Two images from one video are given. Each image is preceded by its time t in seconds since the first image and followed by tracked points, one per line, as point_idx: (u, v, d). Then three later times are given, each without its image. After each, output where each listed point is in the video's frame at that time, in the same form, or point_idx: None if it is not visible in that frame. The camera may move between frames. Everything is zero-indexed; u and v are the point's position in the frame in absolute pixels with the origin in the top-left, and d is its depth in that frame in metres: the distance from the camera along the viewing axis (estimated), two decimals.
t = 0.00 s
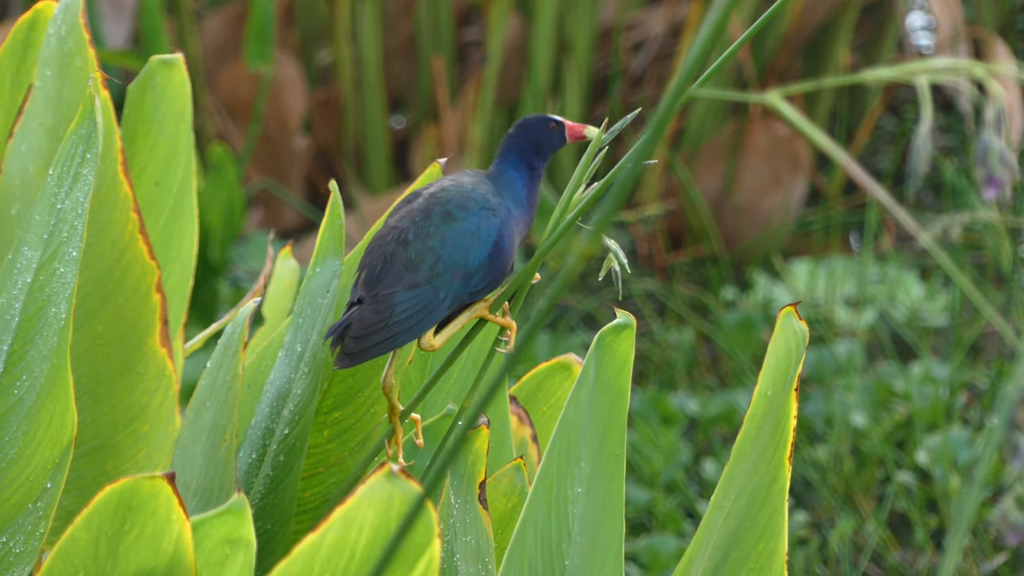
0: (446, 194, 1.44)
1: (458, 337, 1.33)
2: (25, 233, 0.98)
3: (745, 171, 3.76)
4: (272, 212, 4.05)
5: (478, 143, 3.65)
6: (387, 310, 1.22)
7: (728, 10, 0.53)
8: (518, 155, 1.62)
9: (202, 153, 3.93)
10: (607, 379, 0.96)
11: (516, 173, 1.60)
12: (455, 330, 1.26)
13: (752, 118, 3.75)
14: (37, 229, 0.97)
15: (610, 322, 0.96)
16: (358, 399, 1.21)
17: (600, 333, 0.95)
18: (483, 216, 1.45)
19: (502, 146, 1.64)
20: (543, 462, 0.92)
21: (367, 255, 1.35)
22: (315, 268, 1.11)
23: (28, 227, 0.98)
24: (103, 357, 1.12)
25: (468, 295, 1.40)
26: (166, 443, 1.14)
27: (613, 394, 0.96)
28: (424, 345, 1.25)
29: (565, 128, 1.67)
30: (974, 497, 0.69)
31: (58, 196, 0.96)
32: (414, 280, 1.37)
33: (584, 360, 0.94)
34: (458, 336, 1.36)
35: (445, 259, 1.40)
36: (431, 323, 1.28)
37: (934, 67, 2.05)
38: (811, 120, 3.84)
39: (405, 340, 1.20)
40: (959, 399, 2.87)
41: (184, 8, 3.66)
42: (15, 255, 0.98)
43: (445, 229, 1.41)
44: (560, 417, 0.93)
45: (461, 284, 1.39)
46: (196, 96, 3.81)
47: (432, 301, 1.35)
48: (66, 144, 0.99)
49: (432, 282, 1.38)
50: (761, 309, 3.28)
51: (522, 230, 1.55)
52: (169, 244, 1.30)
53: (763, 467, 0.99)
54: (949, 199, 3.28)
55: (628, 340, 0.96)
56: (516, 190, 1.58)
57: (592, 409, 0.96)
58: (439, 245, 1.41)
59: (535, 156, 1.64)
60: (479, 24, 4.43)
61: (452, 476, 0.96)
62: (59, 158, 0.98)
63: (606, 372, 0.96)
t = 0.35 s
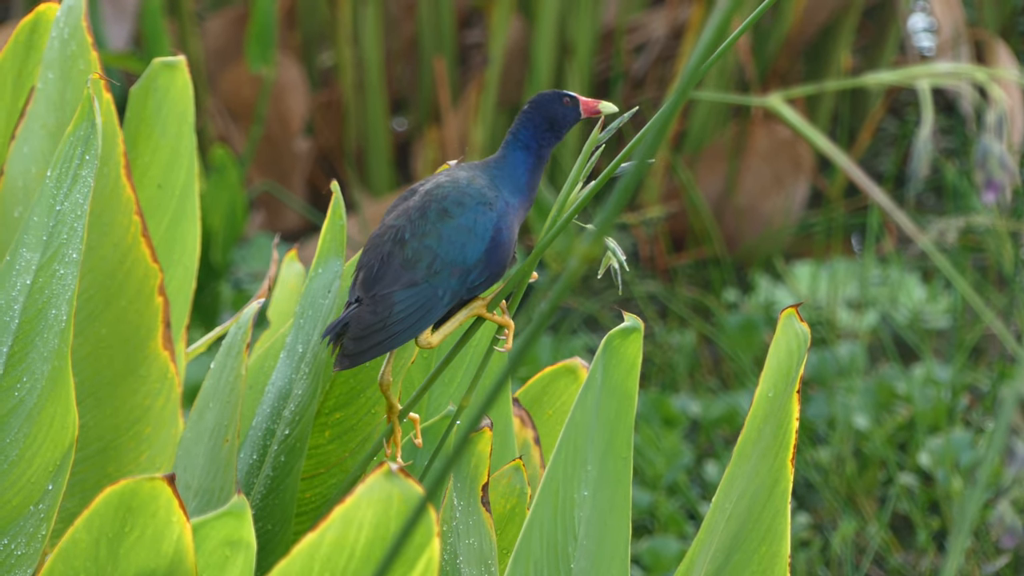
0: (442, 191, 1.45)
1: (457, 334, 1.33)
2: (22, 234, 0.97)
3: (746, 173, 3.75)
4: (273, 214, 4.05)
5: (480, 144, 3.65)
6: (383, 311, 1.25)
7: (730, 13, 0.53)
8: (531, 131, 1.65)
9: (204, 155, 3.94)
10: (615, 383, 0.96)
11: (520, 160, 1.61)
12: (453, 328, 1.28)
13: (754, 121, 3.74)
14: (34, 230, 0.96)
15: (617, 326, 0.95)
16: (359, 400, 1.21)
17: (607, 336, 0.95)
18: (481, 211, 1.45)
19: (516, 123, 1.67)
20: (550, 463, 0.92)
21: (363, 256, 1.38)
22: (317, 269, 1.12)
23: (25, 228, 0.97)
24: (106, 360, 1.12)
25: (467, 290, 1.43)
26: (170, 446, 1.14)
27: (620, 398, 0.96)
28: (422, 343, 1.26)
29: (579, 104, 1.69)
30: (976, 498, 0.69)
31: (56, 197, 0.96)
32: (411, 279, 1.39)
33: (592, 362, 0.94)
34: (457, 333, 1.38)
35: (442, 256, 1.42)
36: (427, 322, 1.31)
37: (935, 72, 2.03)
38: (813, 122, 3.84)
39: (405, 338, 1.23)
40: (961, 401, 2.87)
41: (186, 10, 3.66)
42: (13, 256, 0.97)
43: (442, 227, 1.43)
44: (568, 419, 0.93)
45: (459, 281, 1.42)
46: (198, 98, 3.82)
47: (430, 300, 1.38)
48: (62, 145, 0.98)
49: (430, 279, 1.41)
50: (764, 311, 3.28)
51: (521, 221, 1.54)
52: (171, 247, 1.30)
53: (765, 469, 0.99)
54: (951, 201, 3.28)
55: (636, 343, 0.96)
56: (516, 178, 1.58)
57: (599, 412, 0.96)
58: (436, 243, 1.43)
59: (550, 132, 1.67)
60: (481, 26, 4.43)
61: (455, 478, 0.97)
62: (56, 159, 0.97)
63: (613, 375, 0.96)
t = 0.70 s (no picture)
0: (456, 199, 1.46)
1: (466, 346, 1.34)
2: (39, 242, 0.98)
3: (750, 176, 3.77)
4: (276, 218, 4.05)
5: (482, 148, 3.66)
6: (399, 322, 1.27)
7: (732, 18, 0.53)
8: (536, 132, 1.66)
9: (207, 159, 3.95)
10: (614, 386, 0.96)
11: (528, 162, 1.61)
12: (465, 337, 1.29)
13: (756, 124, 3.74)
14: (51, 236, 0.98)
15: (618, 329, 0.96)
16: (367, 406, 1.23)
17: (607, 340, 0.95)
18: (495, 219, 1.46)
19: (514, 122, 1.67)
20: (552, 466, 0.92)
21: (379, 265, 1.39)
22: (326, 275, 1.13)
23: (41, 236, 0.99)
24: (110, 363, 1.13)
25: (481, 299, 1.44)
26: (173, 450, 1.13)
27: (619, 401, 0.97)
28: (434, 352, 1.27)
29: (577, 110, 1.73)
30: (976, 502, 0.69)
31: (71, 204, 0.98)
32: (425, 288, 1.41)
33: (592, 365, 0.95)
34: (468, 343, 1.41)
35: (456, 266, 1.44)
36: (440, 332, 1.33)
37: (938, 76, 2.02)
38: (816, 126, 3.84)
39: (420, 347, 1.25)
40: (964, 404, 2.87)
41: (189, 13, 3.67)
42: (29, 266, 0.98)
43: (455, 235, 1.45)
44: (569, 422, 0.93)
45: (473, 289, 1.44)
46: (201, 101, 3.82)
47: (443, 310, 1.40)
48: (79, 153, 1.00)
49: (444, 288, 1.42)
50: (767, 315, 3.28)
51: (535, 223, 1.55)
52: (174, 250, 1.29)
53: (768, 472, 0.99)
54: (954, 205, 3.28)
55: (636, 347, 0.97)
56: (527, 181, 1.59)
57: (599, 415, 0.96)
58: (451, 252, 1.44)
59: (548, 134, 1.68)
60: (483, 30, 4.43)
61: (452, 485, 0.96)
62: (74, 166, 0.99)
63: (613, 377, 0.96)
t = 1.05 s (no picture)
0: (466, 204, 1.46)
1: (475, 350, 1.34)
2: (25, 239, 0.98)
3: (749, 178, 3.77)
4: (276, 219, 4.05)
5: (482, 149, 3.66)
6: (409, 326, 1.26)
7: (731, 17, 0.53)
8: (541, 134, 1.71)
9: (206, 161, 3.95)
10: (614, 387, 0.96)
11: (534, 164, 1.64)
12: (474, 342, 1.29)
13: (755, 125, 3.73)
14: (37, 235, 0.97)
15: (617, 330, 0.96)
16: (373, 409, 1.21)
17: (607, 340, 0.95)
18: (504, 222, 1.48)
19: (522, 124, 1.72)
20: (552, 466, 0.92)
21: (390, 269, 1.36)
22: (333, 279, 1.12)
23: (28, 234, 0.98)
24: (108, 363, 1.13)
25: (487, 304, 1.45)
26: (171, 450, 1.13)
27: (619, 402, 0.97)
28: (443, 356, 1.26)
29: (582, 114, 1.78)
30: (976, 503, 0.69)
31: (58, 201, 0.97)
32: (436, 292, 1.40)
33: (592, 366, 0.94)
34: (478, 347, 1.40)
35: (466, 270, 1.44)
36: (451, 337, 1.33)
37: (937, 75, 2.00)
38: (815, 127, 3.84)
39: (430, 352, 1.25)
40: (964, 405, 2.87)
41: (188, 14, 3.67)
42: (15, 261, 0.98)
43: (465, 239, 1.44)
44: (568, 421, 0.93)
45: (483, 294, 1.44)
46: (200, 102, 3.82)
47: (454, 315, 1.39)
48: (64, 150, 0.99)
49: (454, 293, 1.41)
50: (766, 316, 3.28)
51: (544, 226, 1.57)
52: (172, 251, 1.30)
53: (767, 473, 0.99)
54: (954, 205, 3.28)
55: (636, 347, 0.97)
56: (534, 183, 1.60)
57: (598, 416, 0.96)
58: (460, 256, 1.44)
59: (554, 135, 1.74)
60: (483, 31, 4.43)
61: (449, 488, 0.96)
62: (59, 164, 0.98)
63: (613, 378, 0.96)
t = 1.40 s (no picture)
0: (465, 204, 1.46)
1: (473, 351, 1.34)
2: (26, 240, 0.97)
3: (746, 179, 3.76)
4: (273, 219, 4.05)
5: (479, 149, 3.66)
6: (408, 327, 1.25)
7: (730, 16, 0.53)
8: (548, 121, 1.73)
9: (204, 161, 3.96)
10: (613, 388, 0.96)
11: (536, 157, 1.63)
12: (473, 343, 1.30)
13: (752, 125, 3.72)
14: (39, 235, 0.97)
15: (616, 330, 0.96)
16: (372, 411, 1.20)
17: (606, 340, 0.95)
18: (503, 222, 1.47)
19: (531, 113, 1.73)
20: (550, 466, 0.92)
21: (388, 271, 1.37)
22: (333, 281, 1.13)
23: (29, 235, 0.98)
24: (109, 364, 1.12)
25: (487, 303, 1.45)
26: (171, 452, 1.12)
27: (617, 403, 0.96)
28: (443, 358, 1.27)
29: (591, 100, 1.79)
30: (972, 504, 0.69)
31: (60, 202, 0.96)
32: (435, 294, 1.40)
33: (591, 367, 0.94)
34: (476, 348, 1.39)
35: (465, 271, 1.44)
36: (448, 339, 1.31)
37: (934, 75, 1.98)
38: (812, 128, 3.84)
39: (428, 352, 1.24)
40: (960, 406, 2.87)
41: (185, 14, 3.66)
42: (16, 262, 0.98)
43: (464, 240, 1.44)
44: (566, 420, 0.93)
45: (483, 294, 1.44)
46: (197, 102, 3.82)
47: (453, 315, 1.39)
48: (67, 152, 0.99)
49: (453, 294, 1.42)
50: (763, 316, 3.28)
51: (542, 223, 1.55)
52: (171, 252, 1.29)
53: (764, 474, 0.99)
54: (950, 205, 3.28)
55: (634, 348, 0.97)
56: (535, 179, 1.59)
57: (597, 416, 0.96)
58: (459, 257, 1.44)
59: (562, 123, 1.76)
60: (480, 31, 4.43)
61: (445, 489, 0.95)
62: (61, 165, 0.98)
63: (612, 379, 0.96)
